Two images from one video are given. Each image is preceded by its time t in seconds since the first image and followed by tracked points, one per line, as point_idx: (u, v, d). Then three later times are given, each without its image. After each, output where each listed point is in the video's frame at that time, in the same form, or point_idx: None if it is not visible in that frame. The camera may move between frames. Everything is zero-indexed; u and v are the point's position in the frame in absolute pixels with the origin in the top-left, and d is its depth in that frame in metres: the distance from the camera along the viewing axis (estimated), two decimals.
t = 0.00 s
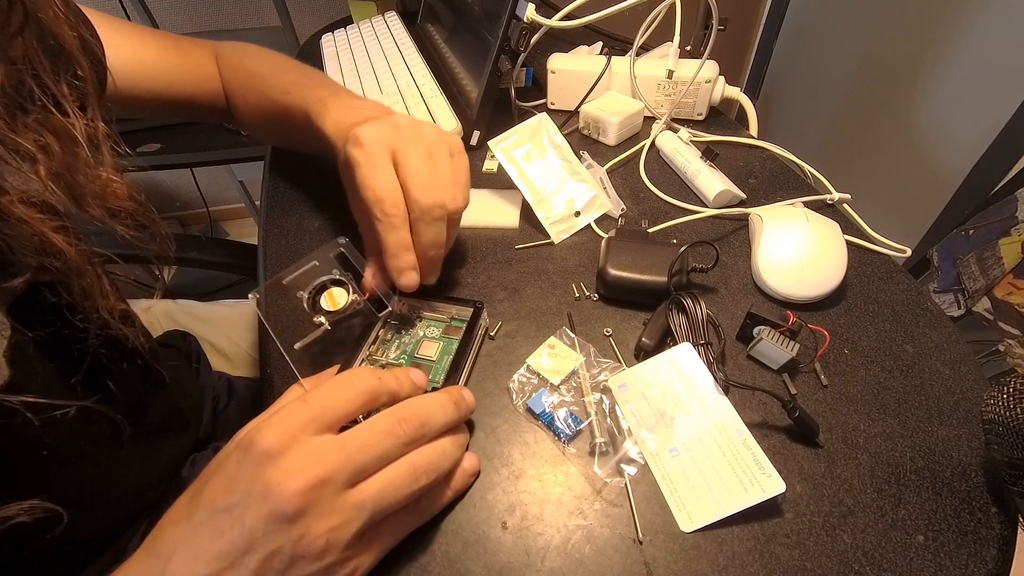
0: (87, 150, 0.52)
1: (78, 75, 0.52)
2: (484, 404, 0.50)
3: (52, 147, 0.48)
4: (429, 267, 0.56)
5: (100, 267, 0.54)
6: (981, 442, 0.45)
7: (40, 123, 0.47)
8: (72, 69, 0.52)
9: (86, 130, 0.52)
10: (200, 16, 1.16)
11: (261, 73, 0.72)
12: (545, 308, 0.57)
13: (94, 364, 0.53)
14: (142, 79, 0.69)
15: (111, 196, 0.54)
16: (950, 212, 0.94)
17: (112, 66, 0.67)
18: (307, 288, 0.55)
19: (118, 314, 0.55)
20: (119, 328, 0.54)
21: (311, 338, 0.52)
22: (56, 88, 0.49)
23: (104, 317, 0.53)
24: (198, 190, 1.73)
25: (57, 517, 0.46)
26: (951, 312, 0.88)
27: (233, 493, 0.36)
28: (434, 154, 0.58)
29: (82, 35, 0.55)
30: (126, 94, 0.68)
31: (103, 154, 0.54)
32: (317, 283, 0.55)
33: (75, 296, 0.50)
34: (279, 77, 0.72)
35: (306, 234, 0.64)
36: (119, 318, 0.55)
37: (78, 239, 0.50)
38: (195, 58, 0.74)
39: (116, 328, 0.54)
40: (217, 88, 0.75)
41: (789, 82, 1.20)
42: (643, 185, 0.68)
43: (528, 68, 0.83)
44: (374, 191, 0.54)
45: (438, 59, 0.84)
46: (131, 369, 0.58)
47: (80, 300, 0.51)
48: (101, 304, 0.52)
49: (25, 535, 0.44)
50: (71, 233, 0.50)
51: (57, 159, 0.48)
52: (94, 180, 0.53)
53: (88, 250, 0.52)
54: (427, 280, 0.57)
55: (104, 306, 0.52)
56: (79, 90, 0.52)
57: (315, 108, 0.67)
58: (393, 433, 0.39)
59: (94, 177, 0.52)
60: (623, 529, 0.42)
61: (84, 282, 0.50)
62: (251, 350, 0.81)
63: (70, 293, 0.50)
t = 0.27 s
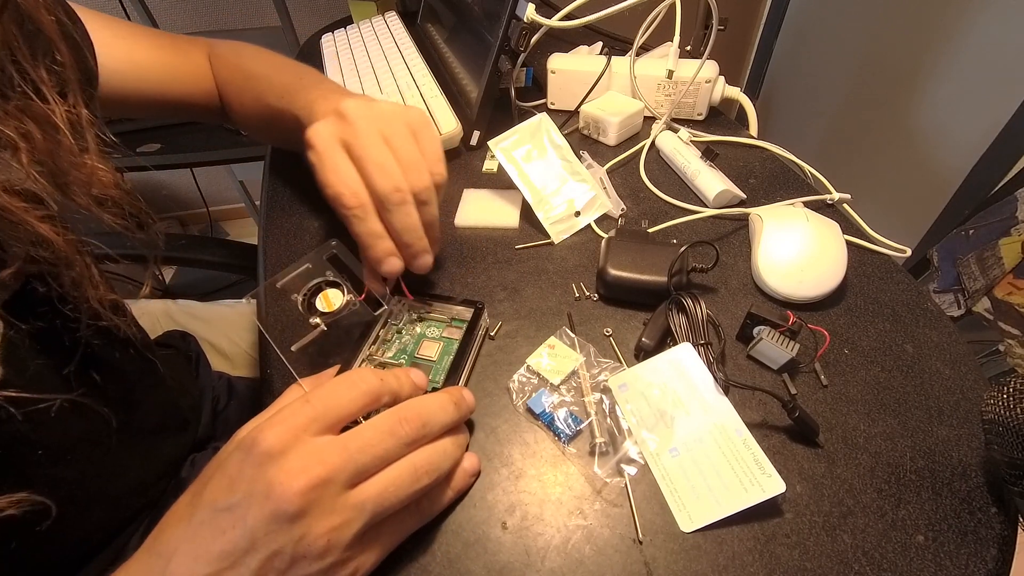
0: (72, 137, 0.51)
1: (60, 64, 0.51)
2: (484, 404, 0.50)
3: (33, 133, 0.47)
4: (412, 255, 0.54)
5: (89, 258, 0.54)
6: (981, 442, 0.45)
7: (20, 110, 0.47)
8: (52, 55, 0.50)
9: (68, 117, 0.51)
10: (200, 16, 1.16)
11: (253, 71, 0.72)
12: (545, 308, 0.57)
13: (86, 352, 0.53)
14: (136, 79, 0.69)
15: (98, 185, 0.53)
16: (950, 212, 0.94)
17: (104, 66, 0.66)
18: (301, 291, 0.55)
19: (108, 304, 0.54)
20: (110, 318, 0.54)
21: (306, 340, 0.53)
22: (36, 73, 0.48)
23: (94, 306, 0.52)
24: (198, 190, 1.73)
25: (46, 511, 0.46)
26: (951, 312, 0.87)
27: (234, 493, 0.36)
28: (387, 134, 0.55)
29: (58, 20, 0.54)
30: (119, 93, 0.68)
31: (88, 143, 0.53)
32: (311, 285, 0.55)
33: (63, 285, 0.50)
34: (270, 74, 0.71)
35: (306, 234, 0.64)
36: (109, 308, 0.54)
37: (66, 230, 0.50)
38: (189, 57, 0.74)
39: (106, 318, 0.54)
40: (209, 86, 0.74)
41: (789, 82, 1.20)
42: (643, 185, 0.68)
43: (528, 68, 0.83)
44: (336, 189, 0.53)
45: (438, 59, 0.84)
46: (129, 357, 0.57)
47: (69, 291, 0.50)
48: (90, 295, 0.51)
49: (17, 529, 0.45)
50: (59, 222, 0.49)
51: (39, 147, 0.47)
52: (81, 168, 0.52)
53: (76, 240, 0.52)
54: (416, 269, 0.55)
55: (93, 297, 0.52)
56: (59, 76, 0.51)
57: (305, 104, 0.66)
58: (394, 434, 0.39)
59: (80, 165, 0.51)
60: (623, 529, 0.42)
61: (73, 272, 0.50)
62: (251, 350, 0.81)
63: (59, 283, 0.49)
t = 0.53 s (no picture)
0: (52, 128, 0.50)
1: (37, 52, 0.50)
2: (484, 404, 0.50)
3: (12, 123, 0.46)
4: (395, 233, 0.53)
5: (77, 249, 0.53)
6: (980, 442, 0.45)
7: None
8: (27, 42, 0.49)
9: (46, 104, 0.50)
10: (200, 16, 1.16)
11: (250, 72, 0.71)
12: (545, 308, 0.57)
13: (75, 348, 0.52)
14: (132, 82, 0.68)
15: (83, 175, 0.52)
16: (950, 212, 0.94)
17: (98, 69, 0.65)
18: (304, 292, 0.54)
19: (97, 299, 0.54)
20: (98, 313, 0.53)
21: (309, 339, 0.52)
22: (11, 58, 0.47)
23: (81, 302, 0.52)
24: (198, 190, 1.73)
25: (36, 515, 0.46)
26: (951, 312, 0.87)
27: (234, 494, 0.36)
28: (343, 122, 0.53)
29: (31, 2, 0.52)
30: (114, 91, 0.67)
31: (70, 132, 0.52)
32: (313, 287, 0.55)
33: (48, 280, 0.49)
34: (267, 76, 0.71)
35: (305, 234, 0.64)
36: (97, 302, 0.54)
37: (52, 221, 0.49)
38: (183, 57, 0.73)
39: (95, 313, 0.53)
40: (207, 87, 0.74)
41: (789, 82, 1.20)
42: (643, 185, 0.68)
43: (528, 68, 0.83)
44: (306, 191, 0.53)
45: (438, 59, 0.84)
46: (123, 352, 0.57)
47: (57, 286, 0.50)
48: (77, 289, 0.51)
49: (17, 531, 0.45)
50: (45, 214, 0.48)
51: (19, 137, 0.47)
52: (63, 157, 0.50)
53: (63, 231, 0.51)
54: (404, 246, 0.54)
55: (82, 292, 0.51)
56: (34, 60, 0.50)
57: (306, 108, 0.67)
58: (394, 434, 0.39)
59: (63, 155, 0.50)
60: (623, 529, 0.42)
61: (59, 267, 0.49)
62: (251, 350, 0.81)
63: (46, 278, 0.49)
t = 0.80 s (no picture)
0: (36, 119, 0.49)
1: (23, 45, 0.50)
2: (483, 404, 0.50)
3: None
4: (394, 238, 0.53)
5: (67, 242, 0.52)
6: (980, 442, 0.45)
7: None
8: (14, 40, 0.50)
9: (27, 94, 0.48)
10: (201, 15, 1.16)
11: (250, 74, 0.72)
12: (545, 308, 0.57)
13: (68, 344, 0.52)
14: (128, 83, 0.67)
15: (71, 166, 0.51)
16: (950, 212, 0.94)
17: (94, 73, 0.64)
18: (307, 296, 0.56)
19: (90, 294, 0.53)
20: (93, 309, 0.53)
21: (310, 339, 0.53)
22: None
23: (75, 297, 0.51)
24: (198, 190, 1.73)
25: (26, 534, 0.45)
26: (951, 312, 0.87)
27: (234, 494, 0.36)
28: (342, 136, 0.52)
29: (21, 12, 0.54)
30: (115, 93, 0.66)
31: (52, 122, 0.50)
32: (317, 292, 0.57)
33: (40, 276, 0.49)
34: (268, 79, 0.71)
35: (305, 234, 0.64)
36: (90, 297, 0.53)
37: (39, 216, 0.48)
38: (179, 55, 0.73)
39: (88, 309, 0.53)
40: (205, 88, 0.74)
41: (789, 82, 1.20)
42: (643, 185, 0.68)
43: (528, 68, 0.83)
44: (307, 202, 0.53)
45: (438, 59, 0.84)
46: (117, 348, 0.57)
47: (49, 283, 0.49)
48: (71, 285, 0.50)
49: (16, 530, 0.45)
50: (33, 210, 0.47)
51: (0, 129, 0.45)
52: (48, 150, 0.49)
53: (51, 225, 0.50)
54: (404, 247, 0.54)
55: (76, 288, 0.51)
56: (12, 49, 0.49)
57: (308, 111, 0.67)
58: (394, 434, 0.39)
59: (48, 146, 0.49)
60: (623, 529, 0.42)
61: (50, 262, 0.48)
62: (251, 350, 0.81)
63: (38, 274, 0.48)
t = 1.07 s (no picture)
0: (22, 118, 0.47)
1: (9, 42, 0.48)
2: (483, 404, 0.50)
3: None
4: (390, 233, 0.52)
5: (53, 246, 0.50)
6: (981, 442, 0.45)
7: None
8: None
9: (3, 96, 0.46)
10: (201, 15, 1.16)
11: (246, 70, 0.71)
12: (545, 308, 0.57)
13: (54, 352, 0.51)
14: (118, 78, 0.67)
15: (54, 171, 0.49)
16: (950, 212, 0.94)
17: (85, 69, 0.64)
18: (307, 297, 0.56)
19: (78, 301, 0.51)
20: (81, 315, 0.51)
21: (310, 341, 0.53)
22: None
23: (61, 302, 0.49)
24: (198, 190, 1.73)
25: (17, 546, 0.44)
26: (951, 312, 0.87)
27: (234, 494, 0.36)
28: (346, 135, 0.51)
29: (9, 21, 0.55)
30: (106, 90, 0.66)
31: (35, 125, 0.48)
32: (316, 293, 0.56)
33: (26, 282, 0.47)
34: (264, 76, 0.71)
35: (305, 233, 0.64)
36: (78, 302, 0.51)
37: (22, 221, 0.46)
38: (173, 53, 0.73)
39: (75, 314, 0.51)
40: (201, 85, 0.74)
41: (789, 83, 1.20)
42: (643, 185, 0.68)
43: (528, 68, 0.83)
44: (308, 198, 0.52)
45: (438, 58, 0.84)
46: (106, 354, 0.56)
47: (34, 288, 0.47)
48: (57, 290, 0.48)
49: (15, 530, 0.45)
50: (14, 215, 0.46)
51: None
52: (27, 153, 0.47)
53: (36, 229, 0.48)
54: (398, 241, 0.53)
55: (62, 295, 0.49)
56: None
57: (304, 107, 0.67)
58: (394, 434, 0.39)
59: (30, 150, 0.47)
60: (623, 529, 0.42)
61: (33, 269, 0.46)
62: (251, 350, 0.81)
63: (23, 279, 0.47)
